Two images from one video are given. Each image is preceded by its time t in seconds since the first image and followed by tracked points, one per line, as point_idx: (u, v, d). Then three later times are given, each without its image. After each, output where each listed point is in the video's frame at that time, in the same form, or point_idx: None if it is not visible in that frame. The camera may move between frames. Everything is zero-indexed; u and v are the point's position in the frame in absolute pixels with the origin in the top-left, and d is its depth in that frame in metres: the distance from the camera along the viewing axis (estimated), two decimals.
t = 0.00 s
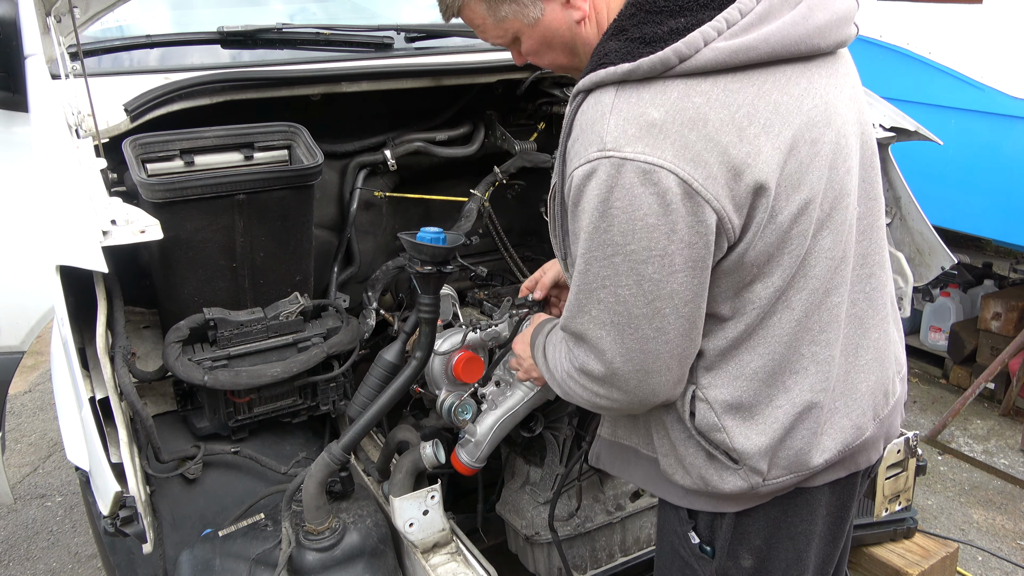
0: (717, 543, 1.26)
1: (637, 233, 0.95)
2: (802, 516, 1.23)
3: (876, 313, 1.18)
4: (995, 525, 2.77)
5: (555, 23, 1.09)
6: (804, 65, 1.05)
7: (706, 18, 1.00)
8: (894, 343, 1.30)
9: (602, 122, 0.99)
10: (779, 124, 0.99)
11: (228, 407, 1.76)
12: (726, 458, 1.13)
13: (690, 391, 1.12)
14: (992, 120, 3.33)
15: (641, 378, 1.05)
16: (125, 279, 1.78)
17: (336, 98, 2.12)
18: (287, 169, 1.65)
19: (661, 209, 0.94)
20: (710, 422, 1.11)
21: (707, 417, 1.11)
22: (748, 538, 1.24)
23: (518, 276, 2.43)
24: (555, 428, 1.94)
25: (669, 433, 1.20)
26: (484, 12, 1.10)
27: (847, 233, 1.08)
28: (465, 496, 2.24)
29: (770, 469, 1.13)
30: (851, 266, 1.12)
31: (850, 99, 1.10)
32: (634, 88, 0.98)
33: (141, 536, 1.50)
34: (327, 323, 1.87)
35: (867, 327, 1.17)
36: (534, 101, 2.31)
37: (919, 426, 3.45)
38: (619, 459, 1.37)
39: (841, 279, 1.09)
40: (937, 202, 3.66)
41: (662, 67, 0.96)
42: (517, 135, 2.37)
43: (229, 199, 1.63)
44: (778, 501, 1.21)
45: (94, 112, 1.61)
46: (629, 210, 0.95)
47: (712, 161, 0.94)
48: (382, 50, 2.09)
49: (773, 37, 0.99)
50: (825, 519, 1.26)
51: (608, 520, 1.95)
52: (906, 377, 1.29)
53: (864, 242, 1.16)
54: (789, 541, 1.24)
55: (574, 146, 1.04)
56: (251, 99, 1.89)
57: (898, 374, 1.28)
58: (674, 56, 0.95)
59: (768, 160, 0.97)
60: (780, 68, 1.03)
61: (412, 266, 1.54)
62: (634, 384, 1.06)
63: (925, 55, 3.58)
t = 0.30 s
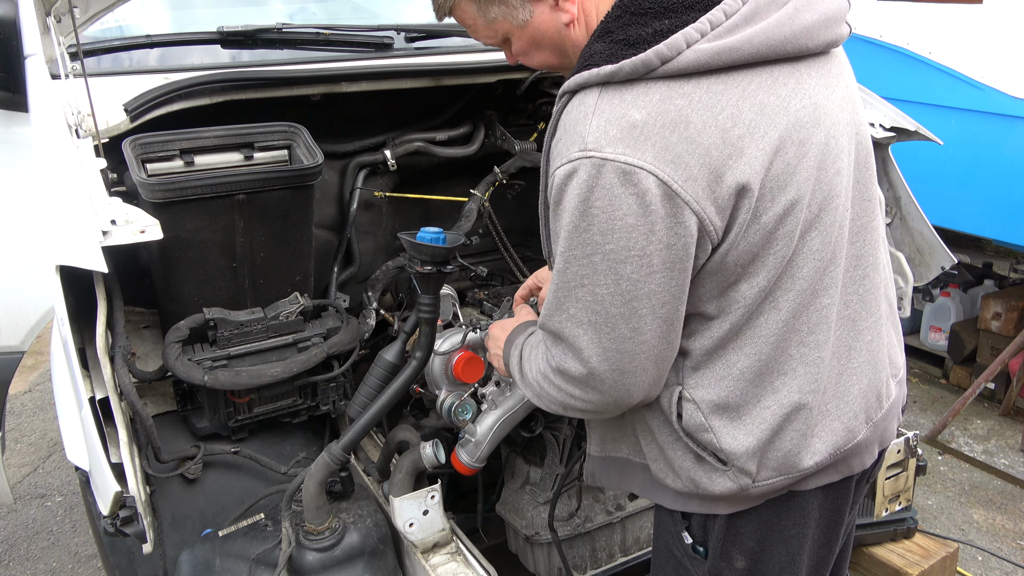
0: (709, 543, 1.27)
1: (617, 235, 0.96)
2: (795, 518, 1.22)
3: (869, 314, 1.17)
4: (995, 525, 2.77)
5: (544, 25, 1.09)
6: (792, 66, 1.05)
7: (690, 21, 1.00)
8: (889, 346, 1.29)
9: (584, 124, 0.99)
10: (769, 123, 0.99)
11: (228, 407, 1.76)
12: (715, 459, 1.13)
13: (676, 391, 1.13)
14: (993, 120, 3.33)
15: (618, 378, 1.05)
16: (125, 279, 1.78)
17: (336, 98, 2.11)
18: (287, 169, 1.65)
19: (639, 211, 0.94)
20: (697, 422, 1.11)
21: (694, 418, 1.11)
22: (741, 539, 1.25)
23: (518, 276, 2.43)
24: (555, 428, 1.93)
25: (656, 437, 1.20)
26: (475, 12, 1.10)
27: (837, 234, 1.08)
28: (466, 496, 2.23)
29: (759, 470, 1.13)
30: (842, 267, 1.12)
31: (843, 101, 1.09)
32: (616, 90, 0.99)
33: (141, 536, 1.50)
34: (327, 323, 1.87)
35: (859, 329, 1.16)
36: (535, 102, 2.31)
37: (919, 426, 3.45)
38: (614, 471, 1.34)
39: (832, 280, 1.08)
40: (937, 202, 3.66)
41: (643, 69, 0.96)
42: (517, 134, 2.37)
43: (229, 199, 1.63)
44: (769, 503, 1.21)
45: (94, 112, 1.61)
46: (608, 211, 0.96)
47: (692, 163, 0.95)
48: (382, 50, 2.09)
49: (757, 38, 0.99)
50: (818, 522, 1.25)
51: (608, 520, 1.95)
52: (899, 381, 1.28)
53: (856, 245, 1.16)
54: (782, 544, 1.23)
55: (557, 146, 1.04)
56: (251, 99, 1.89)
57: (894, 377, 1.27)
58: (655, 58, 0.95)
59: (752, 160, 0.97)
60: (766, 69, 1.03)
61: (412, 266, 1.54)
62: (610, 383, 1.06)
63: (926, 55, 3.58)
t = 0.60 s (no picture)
0: (710, 548, 1.27)
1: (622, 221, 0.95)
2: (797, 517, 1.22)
3: (867, 304, 1.18)
4: (995, 525, 2.77)
5: (529, 29, 1.10)
6: (784, 54, 1.06)
7: (681, 9, 1.01)
8: (886, 337, 1.30)
9: (581, 113, 1.00)
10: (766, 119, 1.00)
11: (228, 407, 1.76)
12: (726, 464, 1.12)
13: (686, 391, 1.11)
14: (992, 120, 3.33)
15: (624, 374, 1.04)
16: (125, 279, 1.78)
17: (336, 99, 2.12)
18: (287, 169, 1.65)
19: (642, 195, 0.95)
20: (711, 422, 1.09)
21: (707, 418, 1.09)
22: (741, 544, 1.25)
23: (518, 276, 2.44)
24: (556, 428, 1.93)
25: (665, 445, 1.18)
26: (464, 13, 1.11)
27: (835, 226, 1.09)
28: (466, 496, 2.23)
29: (768, 471, 1.13)
30: (842, 258, 1.12)
31: (834, 93, 1.10)
32: (612, 78, 1.01)
33: (141, 536, 1.50)
34: (327, 323, 1.87)
35: (859, 320, 1.16)
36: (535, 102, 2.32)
37: (919, 426, 3.45)
38: (624, 490, 1.33)
39: (832, 271, 1.09)
40: (937, 202, 3.66)
41: (639, 54, 0.97)
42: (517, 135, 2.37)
43: (229, 199, 1.63)
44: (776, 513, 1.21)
45: (94, 112, 1.62)
46: (609, 195, 0.96)
47: (693, 147, 0.95)
48: (382, 50, 2.09)
49: (750, 22, 1.00)
50: (820, 527, 1.25)
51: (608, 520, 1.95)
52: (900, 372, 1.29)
53: (854, 234, 1.17)
54: (783, 547, 1.24)
55: (555, 138, 1.05)
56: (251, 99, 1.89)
57: (893, 369, 1.27)
58: (650, 42, 0.97)
59: (751, 144, 0.98)
60: (759, 55, 1.04)
61: (412, 266, 1.54)
62: (615, 380, 1.04)
63: (925, 55, 3.58)
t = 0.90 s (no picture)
0: (710, 551, 1.27)
1: (611, 220, 0.95)
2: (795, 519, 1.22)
3: (864, 301, 1.18)
4: (995, 525, 2.77)
5: (521, 32, 1.11)
6: (777, 49, 1.07)
7: (675, 8, 1.01)
8: (883, 335, 1.30)
9: (574, 111, 1.01)
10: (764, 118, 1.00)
11: (228, 407, 1.76)
12: (719, 457, 1.12)
13: (679, 387, 1.10)
14: (992, 120, 3.33)
15: (614, 368, 1.04)
16: (125, 279, 1.78)
17: (336, 98, 2.11)
18: (287, 169, 1.65)
19: (634, 196, 0.94)
20: (701, 416, 1.08)
21: (698, 411, 1.08)
22: (742, 546, 1.24)
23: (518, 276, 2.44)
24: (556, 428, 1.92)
25: (657, 436, 1.19)
26: (458, 16, 1.13)
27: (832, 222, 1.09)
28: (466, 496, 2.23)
29: (762, 466, 1.13)
30: (839, 255, 1.13)
31: (828, 90, 1.10)
32: (605, 77, 1.01)
33: (141, 536, 1.50)
34: (327, 323, 1.87)
35: (855, 317, 1.17)
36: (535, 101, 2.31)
37: (919, 426, 3.45)
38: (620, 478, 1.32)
39: (829, 266, 1.09)
40: (937, 202, 3.66)
41: (632, 52, 0.97)
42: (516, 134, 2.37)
43: (229, 199, 1.63)
44: (774, 510, 1.21)
45: (94, 112, 1.62)
46: (602, 194, 0.96)
47: (688, 144, 0.95)
48: (382, 50, 2.09)
49: (743, 19, 1.00)
50: (819, 526, 1.25)
51: (608, 520, 1.95)
52: (896, 371, 1.29)
53: (849, 231, 1.17)
54: (782, 549, 1.24)
55: (549, 136, 1.05)
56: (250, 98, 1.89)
57: (890, 368, 1.28)
58: (643, 41, 0.97)
59: (744, 141, 0.98)
60: (753, 51, 1.04)
61: (412, 266, 1.54)
62: (606, 373, 1.05)
63: (926, 55, 3.58)
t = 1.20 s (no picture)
0: (711, 554, 1.27)
1: (609, 210, 0.96)
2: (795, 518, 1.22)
3: (866, 296, 1.18)
4: (995, 525, 2.77)
5: (517, 36, 1.11)
6: (775, 43, 1.07)
7: None
8: (885, 332, 1.30)
9: (571, 102, 1.01)
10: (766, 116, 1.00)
11: (228, 407, 1.76)
12: (725, 459, 1.12)
13: (686, 387, 1.10)
14: (992, 120, 3.33)
15: (601, 360, 1.05)
16: (125, 279, 1.78)
17: (336, 98, 2.12)
18: (287, 169, 1.65)
19: (631, 185, 0.95)
20: (710, 416, 1.08)
21: (707, 411, 1.08)
22: (744, 550, 1.25)
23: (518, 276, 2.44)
24: (555, 428, 1.92)
25: (665, 442, 1.18)
26: (457, 17, 1.13)
27: (832, 215, 1.08)
28: (466, 496, 2.23)
29: (768, 466, 1.13)
30: (841, 251, 1.12)
31: (825, 86, 1.10)
32: (603, 67, 1.01)
33: (141, 536, 1.50)
34: (327, 323, 1.87)
35: (858, 313, 1.17)
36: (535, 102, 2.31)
37: (919, 426, 3.45)
38: (619, 491, 1.30)
39: (832, 261, 1.09)
40: (937, 202, 3.66)
41: (629, 40, 0.98)
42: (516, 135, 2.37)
43: (229, 199, 1.63)
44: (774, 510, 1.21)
45: (94, 111, 1.62)
46: (597, 184, 0.96)
47: (687, 136, 0.95)
48: (382, 50, 2.09)
49: (739, 9, 1.01)
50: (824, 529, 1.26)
51: (608, 520, 1.95)
52: (900, 367, 1.29)
53: (849, 225, 1.17)
54: (784, 552, 1.24)
55: (546, 129, 1.06)
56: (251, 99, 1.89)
57: (893, 365, 1.28)
58: (641, 28, 0.98)
59: (744, 134, 0.98)
60: (751, 44, 1.04)
61: (412, 266, 1.54)
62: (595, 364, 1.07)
63: (925, 55, 3.58)
